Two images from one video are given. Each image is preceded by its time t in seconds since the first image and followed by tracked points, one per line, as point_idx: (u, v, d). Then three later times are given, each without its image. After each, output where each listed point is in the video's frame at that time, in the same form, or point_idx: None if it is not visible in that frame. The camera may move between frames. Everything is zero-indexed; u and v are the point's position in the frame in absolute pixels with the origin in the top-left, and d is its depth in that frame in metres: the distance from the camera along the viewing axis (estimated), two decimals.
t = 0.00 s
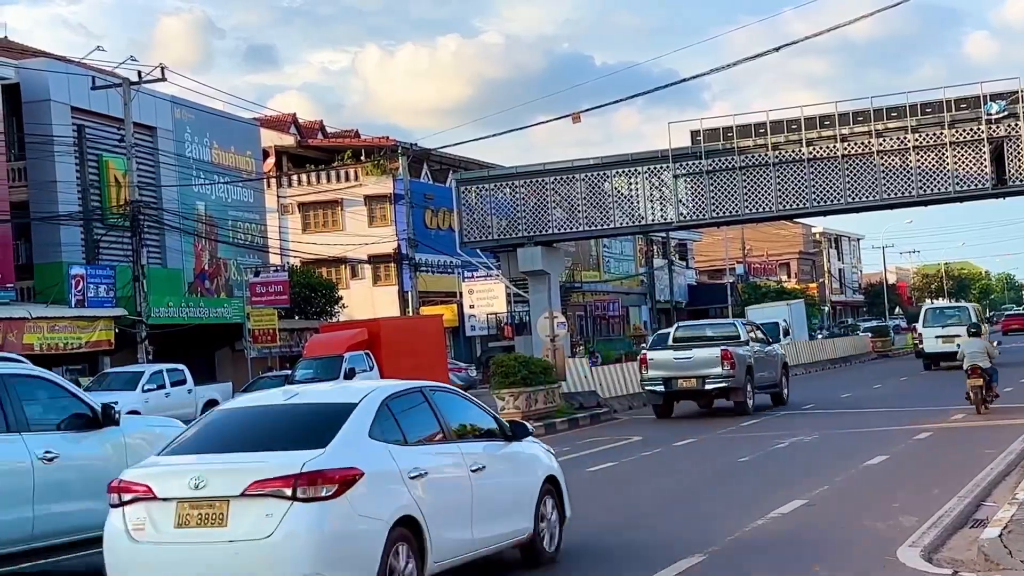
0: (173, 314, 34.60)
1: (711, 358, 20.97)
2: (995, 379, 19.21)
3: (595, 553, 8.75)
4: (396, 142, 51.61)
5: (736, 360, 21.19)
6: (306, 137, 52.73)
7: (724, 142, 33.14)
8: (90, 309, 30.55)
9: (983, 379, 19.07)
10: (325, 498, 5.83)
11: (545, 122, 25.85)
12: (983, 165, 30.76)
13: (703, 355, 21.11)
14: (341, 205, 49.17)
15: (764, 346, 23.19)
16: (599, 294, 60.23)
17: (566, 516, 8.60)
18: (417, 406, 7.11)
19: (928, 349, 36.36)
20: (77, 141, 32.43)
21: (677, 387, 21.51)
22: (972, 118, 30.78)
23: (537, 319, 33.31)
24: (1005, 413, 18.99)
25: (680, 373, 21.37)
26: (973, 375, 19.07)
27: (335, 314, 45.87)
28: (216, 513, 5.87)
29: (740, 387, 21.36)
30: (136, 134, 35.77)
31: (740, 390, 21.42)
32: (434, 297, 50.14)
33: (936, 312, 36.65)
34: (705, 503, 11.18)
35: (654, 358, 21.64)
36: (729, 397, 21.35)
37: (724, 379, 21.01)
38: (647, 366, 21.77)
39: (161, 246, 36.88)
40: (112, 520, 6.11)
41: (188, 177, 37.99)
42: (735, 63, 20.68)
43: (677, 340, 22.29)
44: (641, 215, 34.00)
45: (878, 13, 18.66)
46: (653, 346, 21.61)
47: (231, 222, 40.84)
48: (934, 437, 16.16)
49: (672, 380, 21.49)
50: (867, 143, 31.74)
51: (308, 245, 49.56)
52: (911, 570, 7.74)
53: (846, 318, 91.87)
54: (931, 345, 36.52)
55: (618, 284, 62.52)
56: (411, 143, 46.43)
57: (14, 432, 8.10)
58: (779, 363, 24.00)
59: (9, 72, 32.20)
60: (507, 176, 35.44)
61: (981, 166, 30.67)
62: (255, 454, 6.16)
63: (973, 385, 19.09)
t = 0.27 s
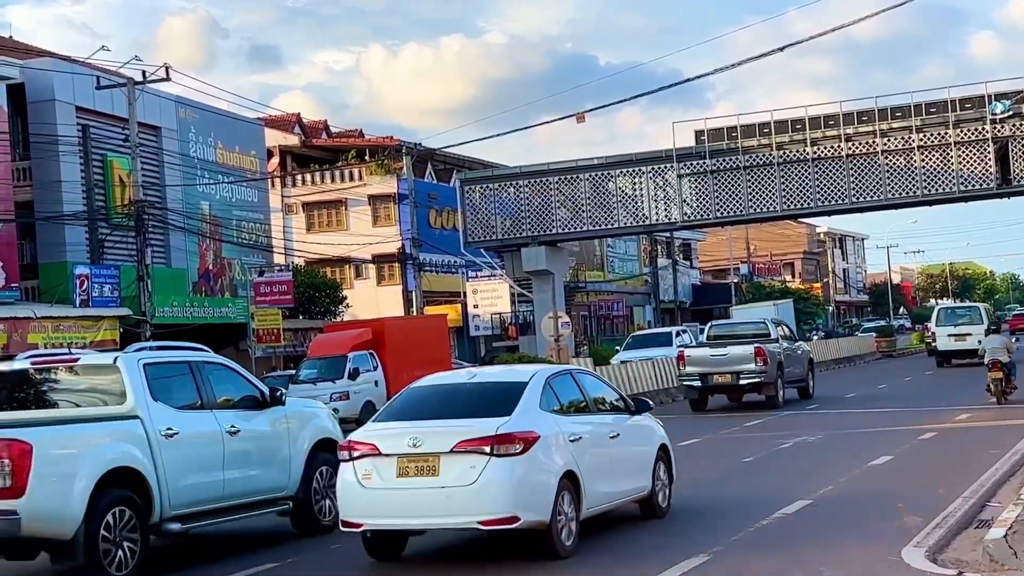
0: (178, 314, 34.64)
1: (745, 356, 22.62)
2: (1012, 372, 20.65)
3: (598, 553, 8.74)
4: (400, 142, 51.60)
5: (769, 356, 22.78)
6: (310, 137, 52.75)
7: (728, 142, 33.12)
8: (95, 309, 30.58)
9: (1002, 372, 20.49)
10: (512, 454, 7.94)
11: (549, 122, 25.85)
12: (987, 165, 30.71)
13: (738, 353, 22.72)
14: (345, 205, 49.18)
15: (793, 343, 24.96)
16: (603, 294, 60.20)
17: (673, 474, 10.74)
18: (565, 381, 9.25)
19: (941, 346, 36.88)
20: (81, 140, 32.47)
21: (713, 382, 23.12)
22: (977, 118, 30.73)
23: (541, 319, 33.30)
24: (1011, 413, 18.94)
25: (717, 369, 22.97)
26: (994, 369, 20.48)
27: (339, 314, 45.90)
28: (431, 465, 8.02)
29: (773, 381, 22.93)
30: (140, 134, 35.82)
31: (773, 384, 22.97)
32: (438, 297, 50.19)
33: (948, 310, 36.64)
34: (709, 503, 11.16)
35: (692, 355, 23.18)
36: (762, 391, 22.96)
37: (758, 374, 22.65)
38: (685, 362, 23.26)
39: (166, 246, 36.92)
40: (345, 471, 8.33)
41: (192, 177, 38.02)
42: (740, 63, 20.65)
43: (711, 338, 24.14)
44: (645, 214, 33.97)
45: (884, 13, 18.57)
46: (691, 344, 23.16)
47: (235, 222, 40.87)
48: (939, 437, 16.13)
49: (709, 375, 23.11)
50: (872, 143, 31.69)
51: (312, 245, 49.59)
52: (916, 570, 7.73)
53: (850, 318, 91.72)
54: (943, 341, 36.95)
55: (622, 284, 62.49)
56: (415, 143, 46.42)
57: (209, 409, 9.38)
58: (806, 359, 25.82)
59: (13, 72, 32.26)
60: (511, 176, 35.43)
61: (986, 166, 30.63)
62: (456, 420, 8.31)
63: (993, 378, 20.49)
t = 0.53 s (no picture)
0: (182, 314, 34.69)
1: (775, 351, 24.24)
2: None
3: (601, 555, 8.73)
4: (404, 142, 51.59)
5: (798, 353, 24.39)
6: (314, 137, 52.78)
7: (732, 142, 33.10)
8: (99, 309, 30.61)
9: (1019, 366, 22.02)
10: (634, 426, 10.05)
11: (553, 122, 25.84)
12: (992, 166, 30.66)
13: (768, 348, 24.31)
14: (349, 205, 49.20)
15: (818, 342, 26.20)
16: (607, 294, 60.19)
17: (753, 448, 12.87)
18: (667, 366, 11.41)
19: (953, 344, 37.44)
20: (86, 141, 32.52)
21: (745, 375, 24.54)
22: (981, 118, 30.68)
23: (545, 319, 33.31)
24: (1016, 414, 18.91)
25: (747, 363, 24.47)
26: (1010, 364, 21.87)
27: (343, 314, 45.92)
28: (568, 435, 10.20)
29: (801, 375, 24.45)
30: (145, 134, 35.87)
31: (801, 378, 24.52)
32: (443, 297, 50.20)
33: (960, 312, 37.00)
34: (713, 503, 11.17)
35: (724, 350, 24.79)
36: (791, 384, 24.51)
37: (787, 369, 24.21)
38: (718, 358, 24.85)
39: (170, 246, 36.95)
40: (497, 440, 10.55)
41: (196, 177, 38.05)
42: (745, 62, 20.64)
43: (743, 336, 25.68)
44: (650, 215, 33.94)
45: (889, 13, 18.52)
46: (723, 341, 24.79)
47: (239, 223, 40.91)
48: (944, 437, 16.12)
49: (740, 369, 24.54)
50: (876, 143, 31.66)
51: (316, 245, 49.64)
52: (920, 570, 7.72)
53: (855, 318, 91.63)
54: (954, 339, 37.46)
55: (626, 284, 62.47)
56: (419, 143, 46.43)
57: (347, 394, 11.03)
58: (830, 357, 26.92)
59: (18, 72, 32.31)
60: (515, 176, 35.41)
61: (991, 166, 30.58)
62: (587, 399, 10.48)
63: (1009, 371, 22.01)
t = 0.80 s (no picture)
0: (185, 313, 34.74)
1: (803, 349, 24.80)
2: None
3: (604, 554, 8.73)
4: (409, 141, 51.62)
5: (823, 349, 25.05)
6: (318, 137, 52.83)
7: (736, 142, 33.09)
8: (104, 309, 30.61)
9: None
10: (722, 407, 11.90)
11: (556, 121, 25.85)
12: (996, 166, 30.61)
13: (796, 346, 24.90)
14: (353, 204, 49.23)
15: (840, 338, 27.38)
16: (611, 294, 60.16)
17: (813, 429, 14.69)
18: (743, 356, 13.21)
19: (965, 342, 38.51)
20: (90, 140, 32.56)
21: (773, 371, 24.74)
22: (985, 118, 30.63)
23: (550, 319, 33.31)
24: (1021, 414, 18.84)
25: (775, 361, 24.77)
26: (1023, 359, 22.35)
27: (347, 314, 45.95)
28: (665, 414, 11.98)
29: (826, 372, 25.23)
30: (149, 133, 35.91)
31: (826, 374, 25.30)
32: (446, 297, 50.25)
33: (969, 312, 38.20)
34: (716, 503, 11.14)
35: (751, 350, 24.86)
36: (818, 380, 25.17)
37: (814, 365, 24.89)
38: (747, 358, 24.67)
39: (174, 245, 36.99)
40: (604, 418, 12.24)
41: (200, 177, 38.08)
42: (749, 62, 20.59)
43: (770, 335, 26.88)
44: (653, 214, 33.93)
45: (894, 12, 18.46)
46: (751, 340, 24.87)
47: (244, 222, 40.94)
48: (948, 437, 16.11)
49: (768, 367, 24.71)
50: (880, 143, 31.62)
51: (320, 245, 49.67)
52: (924, 570, 7.71)
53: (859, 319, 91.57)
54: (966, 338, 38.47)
55: (630, 284, 62.48)
56: (423, 143, 46.44)
57: (447, 379, 12.78)
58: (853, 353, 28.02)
59: (22, 72, 32.33)
60: (519, 176, 35.42)
61: (995, 166, 30.54)
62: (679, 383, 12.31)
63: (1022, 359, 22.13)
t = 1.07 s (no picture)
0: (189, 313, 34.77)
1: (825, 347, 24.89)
2: None
3: (608, 555, 8.71)
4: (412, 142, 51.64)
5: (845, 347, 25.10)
6: (322, 137, 52.88)
7: (739, 142, 33.07)
8: (108, 309, 30.63)
9: None
10: (787, 393, 13.76)
11: (560, 121, 25.86)
12: (1000, 165, 30.57)
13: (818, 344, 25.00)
14: (357, 204, 49.25)
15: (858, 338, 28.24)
16: (615, 295, 60.13)
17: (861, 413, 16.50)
18: (802, 349, 14.99)
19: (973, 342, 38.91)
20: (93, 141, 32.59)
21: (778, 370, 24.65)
22: (989, 118, 30.59)
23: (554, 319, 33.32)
24: None
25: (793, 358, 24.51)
26: None
27: (350, 314, 45.96)
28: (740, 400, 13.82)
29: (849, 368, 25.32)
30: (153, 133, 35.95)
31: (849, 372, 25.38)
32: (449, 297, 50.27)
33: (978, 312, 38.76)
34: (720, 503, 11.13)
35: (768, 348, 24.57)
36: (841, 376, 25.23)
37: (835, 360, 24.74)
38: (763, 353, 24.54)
39: (178, 245, 37.02)
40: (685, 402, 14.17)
41: (204, 176, 38.11)
42: (753, 62, 20.54)
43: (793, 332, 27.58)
44: (657, 214, 33.92)
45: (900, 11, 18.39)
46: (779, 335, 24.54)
47: (247, 223, 40.96)
48: (952, 437, 16.09)
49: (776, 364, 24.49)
50: (884, 143, 31.58)
51: (323, 245, 49.69)
52: (928, 570, 7.69)
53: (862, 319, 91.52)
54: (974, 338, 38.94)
55: (633, 284, 62.48)
56: (427, 143, 46.45)
57: (529, 370, 14.25)
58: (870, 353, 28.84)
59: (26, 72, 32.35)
60: (522, 176, 35.42)
61: (999, 166, 30.48)
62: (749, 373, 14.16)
63: None
